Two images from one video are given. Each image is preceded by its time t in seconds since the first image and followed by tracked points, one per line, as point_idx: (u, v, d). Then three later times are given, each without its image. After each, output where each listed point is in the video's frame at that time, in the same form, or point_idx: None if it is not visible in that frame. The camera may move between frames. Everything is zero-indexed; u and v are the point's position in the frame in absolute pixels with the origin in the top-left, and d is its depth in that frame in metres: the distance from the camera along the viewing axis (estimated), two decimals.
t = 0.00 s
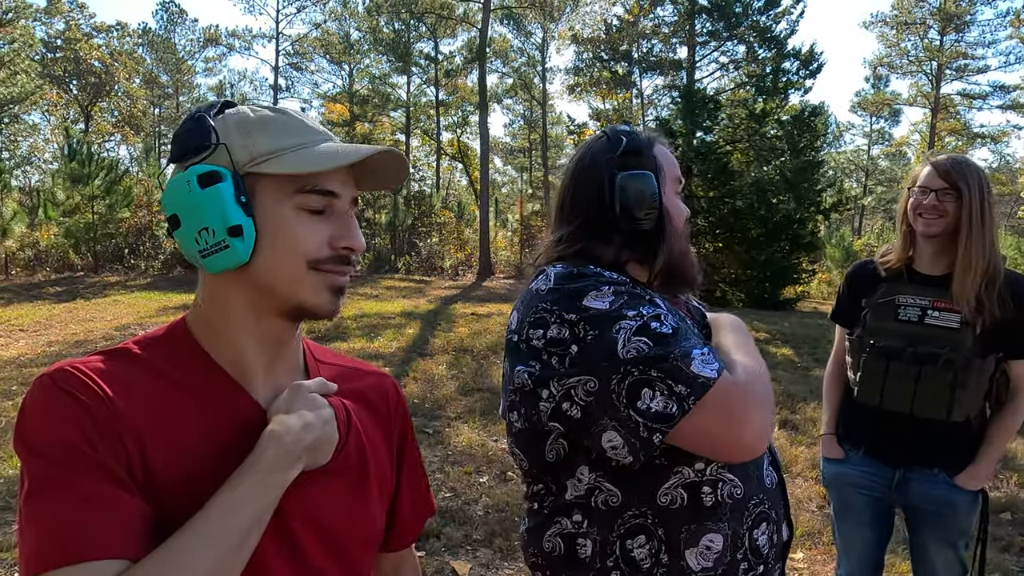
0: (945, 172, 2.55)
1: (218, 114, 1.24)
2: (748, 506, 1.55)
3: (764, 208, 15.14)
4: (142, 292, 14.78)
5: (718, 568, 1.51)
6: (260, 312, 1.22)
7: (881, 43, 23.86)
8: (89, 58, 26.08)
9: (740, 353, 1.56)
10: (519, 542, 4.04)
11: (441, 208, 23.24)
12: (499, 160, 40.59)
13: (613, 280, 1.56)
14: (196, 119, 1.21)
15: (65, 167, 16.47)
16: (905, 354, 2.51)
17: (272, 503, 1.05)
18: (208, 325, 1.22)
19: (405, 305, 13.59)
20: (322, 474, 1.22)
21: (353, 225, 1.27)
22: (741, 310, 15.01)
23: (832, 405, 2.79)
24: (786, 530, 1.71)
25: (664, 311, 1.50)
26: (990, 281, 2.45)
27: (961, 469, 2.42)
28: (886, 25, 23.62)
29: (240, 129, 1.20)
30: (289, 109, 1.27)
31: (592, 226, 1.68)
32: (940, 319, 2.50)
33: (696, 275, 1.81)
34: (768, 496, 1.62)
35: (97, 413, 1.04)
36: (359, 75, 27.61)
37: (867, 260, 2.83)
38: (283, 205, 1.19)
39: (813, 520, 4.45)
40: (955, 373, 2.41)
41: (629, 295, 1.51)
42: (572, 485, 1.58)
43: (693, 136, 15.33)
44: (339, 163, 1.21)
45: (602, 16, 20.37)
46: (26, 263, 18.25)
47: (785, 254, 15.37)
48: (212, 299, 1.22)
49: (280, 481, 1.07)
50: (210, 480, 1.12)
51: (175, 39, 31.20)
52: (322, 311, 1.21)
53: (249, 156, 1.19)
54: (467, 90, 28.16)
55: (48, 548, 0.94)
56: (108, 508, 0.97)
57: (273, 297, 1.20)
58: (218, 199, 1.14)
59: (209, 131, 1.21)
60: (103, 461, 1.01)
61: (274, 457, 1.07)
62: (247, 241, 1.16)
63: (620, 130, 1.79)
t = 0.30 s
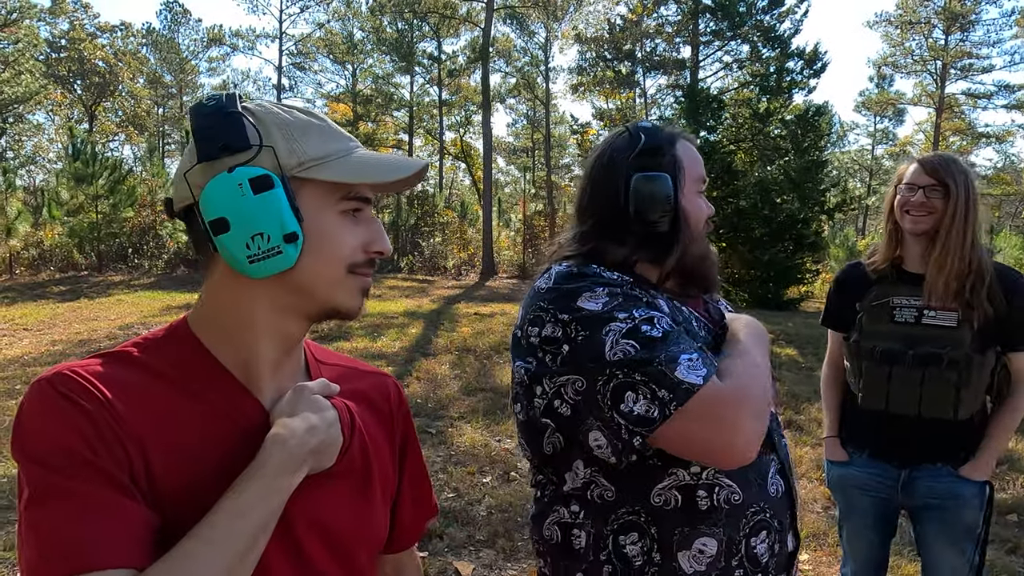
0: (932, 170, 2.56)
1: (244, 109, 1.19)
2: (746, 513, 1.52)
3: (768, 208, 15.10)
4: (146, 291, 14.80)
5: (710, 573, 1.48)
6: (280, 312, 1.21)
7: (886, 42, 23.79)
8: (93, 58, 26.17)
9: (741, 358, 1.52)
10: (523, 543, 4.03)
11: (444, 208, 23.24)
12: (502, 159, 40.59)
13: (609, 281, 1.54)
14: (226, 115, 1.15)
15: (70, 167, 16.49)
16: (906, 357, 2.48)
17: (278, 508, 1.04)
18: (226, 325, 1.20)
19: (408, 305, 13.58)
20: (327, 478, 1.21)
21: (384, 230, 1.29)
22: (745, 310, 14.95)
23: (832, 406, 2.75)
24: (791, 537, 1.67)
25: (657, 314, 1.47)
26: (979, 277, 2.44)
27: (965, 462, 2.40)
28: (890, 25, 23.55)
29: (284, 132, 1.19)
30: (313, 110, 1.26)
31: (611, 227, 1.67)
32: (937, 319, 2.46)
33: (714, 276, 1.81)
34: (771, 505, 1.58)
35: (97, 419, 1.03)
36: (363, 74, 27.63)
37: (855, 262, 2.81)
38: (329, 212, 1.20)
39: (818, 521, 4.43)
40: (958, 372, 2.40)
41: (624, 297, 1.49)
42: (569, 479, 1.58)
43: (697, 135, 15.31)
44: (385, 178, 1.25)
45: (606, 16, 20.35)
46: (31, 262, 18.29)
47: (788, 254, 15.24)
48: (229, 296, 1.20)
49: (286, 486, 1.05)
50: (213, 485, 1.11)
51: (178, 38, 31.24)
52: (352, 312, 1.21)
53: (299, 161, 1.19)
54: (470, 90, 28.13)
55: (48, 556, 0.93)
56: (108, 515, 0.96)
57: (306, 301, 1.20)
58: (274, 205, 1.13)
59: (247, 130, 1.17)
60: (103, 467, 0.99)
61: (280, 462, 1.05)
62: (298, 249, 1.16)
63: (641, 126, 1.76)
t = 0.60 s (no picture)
0: (961, 170, 2.54)
1: (263, 106, 1.19)
2: (717, 514, 1.48)
3: (771, 208, 15.02)
4: (149, 291, 14.82)
5: (675, 567, 1.47)
6: (292, 313, 1.20)
7: (890, 41, 23.70)
8: (96, 58, 26.20)
9: (710, 358, 1.46)
10: (527, 543, 4.02)
11: (447, 208, 23.26)
12: (505, 159, 40.55)
13: (593, 273, 1.56)
14: (245, 112, 1.14)
15: (73, 167, 16.50)
16: (926, 357, 2.47)
17: (288, 510, 1.03)
18: (236, 323, 1.19)
19: (411, 305, 13.57)
20: (335, 480, 1.20)
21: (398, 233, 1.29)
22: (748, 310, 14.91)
23: (848, 409, 2.75)
24: (780, 549, 1.59)
25: (627, 308, 1.47)
26: (1002, 279, 2.43)
27: (990, 471, 2.37)
28: (894, 24, 23.45)
29: (305, 133, 1.19)
30: (332, 113, 1.27)
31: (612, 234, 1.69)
32: (959, 319, 2.46)
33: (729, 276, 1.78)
34: (750, 512, 1.53)
35: (102, 420, 1.02)
36: (366, 74, 27.62)
37: (874, 263, 2.80)
38: (345, 213, 1.20)
39: (823, 522, 4.40)
40: (979, 374, 2.37)
41: (600, 289, 1.51)
42: (556, 455, 1.62)
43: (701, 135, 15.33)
44: (401, 182, 1.24)
45: (608, 15, 20.31)
46: (35, 261, 18.33)
47: (792, 254, 14.99)
48: (241, 293, 1.19)
49: (296, 488, 1.05)
50: (221, 486, 1.10)
51: (182, 39, 31.28)
52: (363, 312, 1.22)
53: (319, 162, 1.18)
54: (473, 90, 28.08)
55: (55, 557, 0.92)
56: (115, 516, 0.95)
57: (321, 302, 1.19)
58: (295, 204, 1.13)
59: (266, 128, 1.16)
60: (110, 467, 0.99)
61: (290, 464, 1.05)
62: (316, 250, 1.15)
63: (649, 123, 1.75)
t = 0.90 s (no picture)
0: (1006, 166, 2.44)
1: (272, 104, 1.18)
2: (655, 509, 1.49)
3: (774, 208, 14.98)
4: (153, 290, 14.85)
5: (615, 550, 1.53)
6: (299, 310, 1.21)
7: (894, 41, 23.63)
8: (100, 58, 26.23)
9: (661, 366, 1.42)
10: (530, 543, 4.02)
11: (450, 208, 23.28)
12: (508, 159, 40.55)
13: (589, 265, 1.60)
14: (255, 111, 1.14)
15: (77, 167, 16.54)
16: (969, 361, 2.43)
17: (293, 507, 1.03)
18: (239, 322, 1.20)
19: (414, 305, 13.60)
20: (340, 478, 1.20)
21: (401, 232, 1.27)
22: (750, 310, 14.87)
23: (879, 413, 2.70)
24: (724, 562, 1.50)
25: (600, 305, 1.49)
26: None
27: None
28: (899, 24, 23.37)
29: (313, 132, 1.19)
30: (345, 113, 1.27)
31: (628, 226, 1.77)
32: (1000, 321, 2.42)
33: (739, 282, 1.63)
34: (692, 519, 1.49)
35: (109, 416, 1.02)
36: (369, 74, 27.62)
37: (906, 262, 2.72)
38: (354, 213, 1.21)
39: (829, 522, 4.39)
40: None
41: (584, 282, 1.55)
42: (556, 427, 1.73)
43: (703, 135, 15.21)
44: (406, 182, 1.25)
45: (612, 15, 20.29)
46: (39, 261, 18.38)
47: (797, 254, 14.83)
48: (249, 291, 1.19)
49: (301, 485, 1.05)
50: (227, 483, 1.11)
51: (186, 38, 31.36)
52: (370, 310, 1.23)
53: (327, 161, 1.19)
54: (476, 90, 28.06)
55: (60, 554, 0.92)
56: (123, 512, 0.95)
57: (328, 299, 1.20)
58: (304, 202, 1.13)
59: (276, 126, 1.16)
60: (116, 463, 0.99)
61: (295, 461, 1.05)
62: (323, 248, 1.15)
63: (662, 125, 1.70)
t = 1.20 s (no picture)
0: None
1: (273, 106, 1.19)
2: (622, 502, 1.53)
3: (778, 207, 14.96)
4: (156, 290, 14.90)
5: (590, 538, 1.59)
6: (300, 309, 1.22)
7: (897, 40, 23.56)
8: (104, 58, 26.29)
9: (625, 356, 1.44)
10: (532, 542, 4.02)
11: (452, 208, 23.26)
12: (510, 158, 40.57)
13: (582, 262, 1.68)
14: (256, 112, 1.15)
15: (81, 166, 16.60)
16: (993, 365, 2.34)
17: (293, 502, 1.04)
18: (242, 318, 1.21)
19: (417, 304, 13.61)
20: (342, 475, 1.21)
21: (401, 233, 1.28)
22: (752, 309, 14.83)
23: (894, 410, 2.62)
24: (689, 562, 1.49)
25: (579, 300, 1.56)
26: None
27: None
28: (902, 23, 23.29)
29: (314, 132, 1.20)
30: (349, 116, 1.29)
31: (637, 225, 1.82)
32: None
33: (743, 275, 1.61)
34: (657, 514, 1.51)
35: (113, 415, 1.03)
36: (371, 74, 27.61)
37: (929, 261, 2.65)
38: (353, 213, 1.22)
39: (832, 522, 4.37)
40: None
41: (573, 279, 1.63)
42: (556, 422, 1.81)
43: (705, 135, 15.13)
44: (406, 183, 1.26)
45: (614, 15, 20.27)
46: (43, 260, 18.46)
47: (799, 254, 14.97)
48: (249, 293, 1.20)
49: (302, 482, 1.06)
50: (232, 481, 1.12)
51: (189, 38, 31.43)
52: (371, 310, 1.25)
53: (327, 161, 1.20)
54: (478, 90, 28.04)
55: (66, 550, 0.94)
56: (127, 508, 0.97)
57: (327, 299, 1.21)
58: (302, 202, 1.14)
59: (276, 127, 1.17)
60: (118, 460, 1.00)
61: (296, 458, 1.06)
62: (321, 248, 1.16)
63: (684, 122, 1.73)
